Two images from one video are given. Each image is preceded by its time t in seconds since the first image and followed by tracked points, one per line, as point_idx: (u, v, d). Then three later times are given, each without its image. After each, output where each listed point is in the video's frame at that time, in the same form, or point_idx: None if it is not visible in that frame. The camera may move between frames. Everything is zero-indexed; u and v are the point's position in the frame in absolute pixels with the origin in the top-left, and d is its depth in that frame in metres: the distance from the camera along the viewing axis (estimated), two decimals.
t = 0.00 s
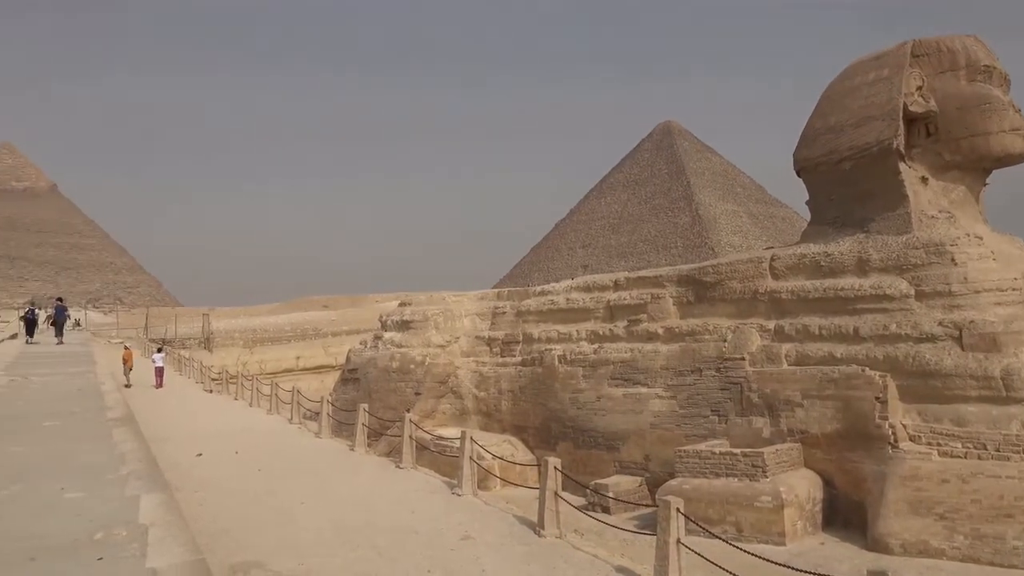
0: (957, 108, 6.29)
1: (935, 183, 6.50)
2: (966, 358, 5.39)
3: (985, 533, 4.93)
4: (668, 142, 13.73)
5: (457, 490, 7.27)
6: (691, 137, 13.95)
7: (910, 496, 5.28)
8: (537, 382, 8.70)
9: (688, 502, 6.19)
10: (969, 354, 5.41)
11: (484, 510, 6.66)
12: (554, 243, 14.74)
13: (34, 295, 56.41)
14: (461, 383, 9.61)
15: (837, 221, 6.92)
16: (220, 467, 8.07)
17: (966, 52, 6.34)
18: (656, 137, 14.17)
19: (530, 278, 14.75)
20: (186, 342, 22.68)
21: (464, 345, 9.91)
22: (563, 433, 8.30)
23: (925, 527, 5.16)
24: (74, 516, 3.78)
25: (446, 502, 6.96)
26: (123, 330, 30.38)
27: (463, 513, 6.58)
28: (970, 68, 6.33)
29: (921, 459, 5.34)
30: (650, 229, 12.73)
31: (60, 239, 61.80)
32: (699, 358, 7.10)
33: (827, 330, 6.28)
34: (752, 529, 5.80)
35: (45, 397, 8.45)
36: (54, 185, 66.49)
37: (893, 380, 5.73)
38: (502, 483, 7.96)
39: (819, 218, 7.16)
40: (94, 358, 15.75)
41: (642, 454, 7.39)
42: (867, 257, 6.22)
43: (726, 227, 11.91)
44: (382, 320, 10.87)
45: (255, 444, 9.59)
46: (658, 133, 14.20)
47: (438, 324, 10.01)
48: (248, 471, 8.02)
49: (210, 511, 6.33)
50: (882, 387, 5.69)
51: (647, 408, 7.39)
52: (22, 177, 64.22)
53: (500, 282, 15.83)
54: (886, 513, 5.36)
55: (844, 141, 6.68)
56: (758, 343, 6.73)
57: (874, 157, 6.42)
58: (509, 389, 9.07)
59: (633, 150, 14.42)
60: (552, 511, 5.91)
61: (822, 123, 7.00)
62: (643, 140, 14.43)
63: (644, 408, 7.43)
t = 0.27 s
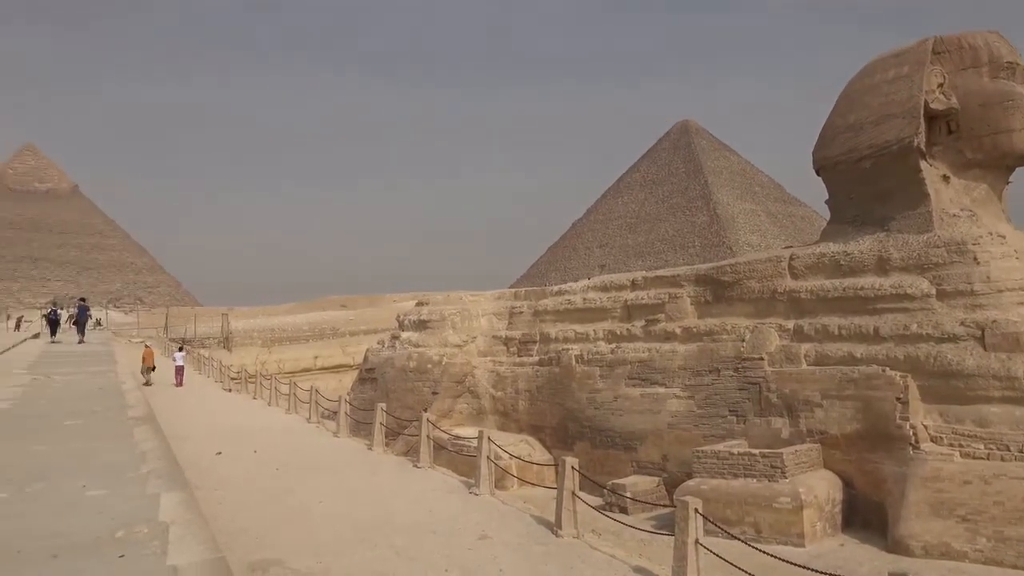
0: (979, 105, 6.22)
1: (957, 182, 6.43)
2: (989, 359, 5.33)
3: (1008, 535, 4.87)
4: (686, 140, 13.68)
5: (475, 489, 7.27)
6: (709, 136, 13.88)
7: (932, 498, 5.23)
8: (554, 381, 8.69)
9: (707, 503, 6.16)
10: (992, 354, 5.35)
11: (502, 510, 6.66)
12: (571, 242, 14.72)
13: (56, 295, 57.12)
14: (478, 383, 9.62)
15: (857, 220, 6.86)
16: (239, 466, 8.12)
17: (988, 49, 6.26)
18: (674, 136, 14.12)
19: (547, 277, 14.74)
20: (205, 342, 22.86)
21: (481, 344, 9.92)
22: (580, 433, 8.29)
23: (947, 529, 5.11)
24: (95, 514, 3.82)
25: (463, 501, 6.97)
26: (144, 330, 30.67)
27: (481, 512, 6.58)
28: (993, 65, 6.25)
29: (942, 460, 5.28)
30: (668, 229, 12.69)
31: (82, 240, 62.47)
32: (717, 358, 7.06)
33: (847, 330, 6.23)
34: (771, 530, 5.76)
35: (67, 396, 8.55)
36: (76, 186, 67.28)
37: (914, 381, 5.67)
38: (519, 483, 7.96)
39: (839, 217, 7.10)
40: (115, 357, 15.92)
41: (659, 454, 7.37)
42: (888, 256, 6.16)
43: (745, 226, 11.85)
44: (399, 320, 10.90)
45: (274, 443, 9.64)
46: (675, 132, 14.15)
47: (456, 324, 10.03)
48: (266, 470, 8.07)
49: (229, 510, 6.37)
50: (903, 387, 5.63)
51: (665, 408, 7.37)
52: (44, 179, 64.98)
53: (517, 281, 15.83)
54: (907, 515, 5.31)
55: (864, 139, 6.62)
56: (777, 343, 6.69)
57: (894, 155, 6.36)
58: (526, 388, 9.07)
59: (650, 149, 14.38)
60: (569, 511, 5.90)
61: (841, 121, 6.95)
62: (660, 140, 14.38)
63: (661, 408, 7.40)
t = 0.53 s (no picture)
0: (1001, 103, 6.15)
1: (978, 180, 6.36)
2: (1011, 359, 5.27)
3: None
4: (702, 139, 13.63)
5: (491, 489, 7.28)
6: (726, 134, 13.82)
7: (952, 499, 5.17)
8: (570, 381, 8.69)
9: (724, 503, 6.14)
10: (1014, 355, 5.28)
11: (518, 510, 6.66)
12: (587, 242, 14.70)
13: (77, 295, 57.75)
14: (494, 382, 9.63)
15: (876, 219, 6.81)
16: (258, 465, 8.18)
17: (1010, 45, 6.18)
18: (690, 135, 14.07)
19: (563, 277, 14.74)
20: (223, 341, 23.03)
21: (497, 344, 9.92)
22: (596, 433, 8.28)
23: (968, 531, 5.05)
24: (116, 511, 3.86)
25: (480, 501, 6.98)
26: (163, 330, 30.96)
27: (497, 512, 6.59)
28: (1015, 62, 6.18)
29: (963, 461, 5.22)
30: (684, 228, 12.65)
31: (101, 240, 63.13)
32: (735, 358, 7.03)
33: (866, 329, 6.18)
34: (789, 531, 5.72)
35: (88, 395, 8.65)
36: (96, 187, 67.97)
37: (935, 381, 5.62)
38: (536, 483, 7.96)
39: (858, 216, 7.05)
40: (135, 356, 16.08)
41: (676, 455, 7.34)
42: (907, 256, 6.10)
43: (762, 225, 11.78)
44: (415, 320, 10.93)
45: (291, 442, 9.70)
46: (692, 131, 14.10)
47: (472, 324, 10.04)
48: (284, 469, 8.11)
49: (248, 508, 6.42)
50: (923, 388, 5.58)
51: (682, 408, 7.34)
52: (64, 180, 65.69)
53: (533, 281, 15.83)
54: (928, 516, 5.26)
55: (884, 137, 6.57)
56: (795, 343, 6.65)
57: (914, 153, 6.30)
58: (542, 388, 9.07)
59: (667, 148, 14.34)
60: (586, 511, 5.89)
61: (860, 119, 6.90)
62: (677, 139, 14.34)
63: (678, 408, 7.38)
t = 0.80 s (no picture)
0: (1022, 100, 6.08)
1: (998, 178, 6.29)
2: None
3: None
4: (718, 138, 13.56)
5: (506, 489, 7.28)
6: (742, 133, 13.75)
7: (973, 501, 5.12)
8: (586, 381, 8.67)
9: (741, 504, 6.11)
10: None
11: (533, 510, 6.66)
12: (602, 242, 14.67)
13: (96, 295, 58.31)
14: (510, 382, 9.63)
15: (895, 218, 6.75)
16: (274, 464, 8.22)
17: None
18: (706, 135, 14.01)
19: (579, 277, 14.71)
20: (240, 340, 23.18)
21: (512, 344, 9.92)
22: (612, 433, 8.26)
23: (989, 533, 5.00)
24: (134, 510, 3.89)
25: (495, 501, 6.98)
26: (180, 330, 31.19)
27: (512, 512, 6.58)
28: None
29: (984, 463, 5.17)
30: (700, 227, 12.59)
31: (120, 240, 63.72)
32: (751, 358, 6.99)
33: (884, 330, 6.13)
34: (806, 533, 5.69)
35: (107, 394, 8.73)
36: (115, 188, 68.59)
37: (955, 382, 5.56)
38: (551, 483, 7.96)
39: (876, 215, 6.99)
40: (153, 355, 16.21)
41: (692, 455, 7.31)
42: (926, 255, 6.05)
43: (779, 224, 11.72)
44: (431, 319, 10.95)
45: (308, 441, 9.74)
46: (708, 130, 14.04)
47: (487, 324, 10.05)
48: (301, 468, 8.15)
49: (264, 506, 6.46)
50: (943, 389, 5.52)
51: (698, 408, 7.31)
52: (83, 181, 66.33)
53: (548, 281, 15.82)
54: (947, 518, 5.21)
55: (902, 136, 6.51)
56: (812, 343, 6.60)
57: (934, 151, 6.24)
58: (558, 388, 9.06)
59: (682, 148, 14.28)
60: (602, 511, 5.88)
61: (878, 118, 6.84)
62: (693, 138, 14.28)
63: (694, 408, 7.34)
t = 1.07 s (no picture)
0: None
1: (1019, 177, 6.22)
2: None
3: None
4: (734, 138, 13.50)
5: (521, 489, 7.28)
6: (758, 133, 13.68)
7: (992, 503, 5.07)
8: (600, 381, 8.65)
9: (756, 505, 6.07)
10: None
11: (548, 510, 6.65)
12: (617, 242, 14.64)
13: (114, 294, 58.82)
14: (524, 382, 9.63)
15: (913, 217, 6.69)
16: (290, 463, 8.25)
17: None
18: (722, 134, 13.95)
19: (594, 277, 14.69)
20: (256, 339, 23.31)
21: (527, 344, 9.92)
22: (627, 433, 8.24)
23: (1008, 535, 4.95)
24: (152, 508, 3.92)
25: (510, 501, 6.98)
26: (196, 329, 31.40)
27: (527, 512, 6.58)
28: None
29: (1003, 465, 5.11)
30: (716, 227, 12.54)
31: (137, 241, 64.26)
32: (768, 359, 6.95)
33: (902, 330, 6.07)
34: (823, 534, 5.65)
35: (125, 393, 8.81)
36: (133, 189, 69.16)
37: (974, 383, 5.50)
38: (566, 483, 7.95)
39: (894, 214, 6.93)
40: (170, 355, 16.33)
41: (708, 456, 7.28)
42: (945, 255, 5.99)
43: (796, 224, 11.65)
44: (446, 319, 10.97)
45: (323, 441, 9.77)
46: (724, 130, 13.98)
47: (502, 324, 10.05)
48: (316, 467, 8.18)
49: (280, 506, 6.48)
50: (962, 390, 5.45)
51: (714, 408, 7.27)
52: (101, 181, 66.91)
53: (563, 281, 15.80)
54: (966, 520, 5.16)
55: (921, 134, 6.46)
56: (829, 343, 6.55)
57: (953, 150, 6.18)
58: (572, 388, 9.05)
59: (698, 147, 14.23)
60: (617, 512, 5.86)
61: (897, 116, 6.78)
62: (708, 137, 14.22)
63: (710, 409, 7.31)
